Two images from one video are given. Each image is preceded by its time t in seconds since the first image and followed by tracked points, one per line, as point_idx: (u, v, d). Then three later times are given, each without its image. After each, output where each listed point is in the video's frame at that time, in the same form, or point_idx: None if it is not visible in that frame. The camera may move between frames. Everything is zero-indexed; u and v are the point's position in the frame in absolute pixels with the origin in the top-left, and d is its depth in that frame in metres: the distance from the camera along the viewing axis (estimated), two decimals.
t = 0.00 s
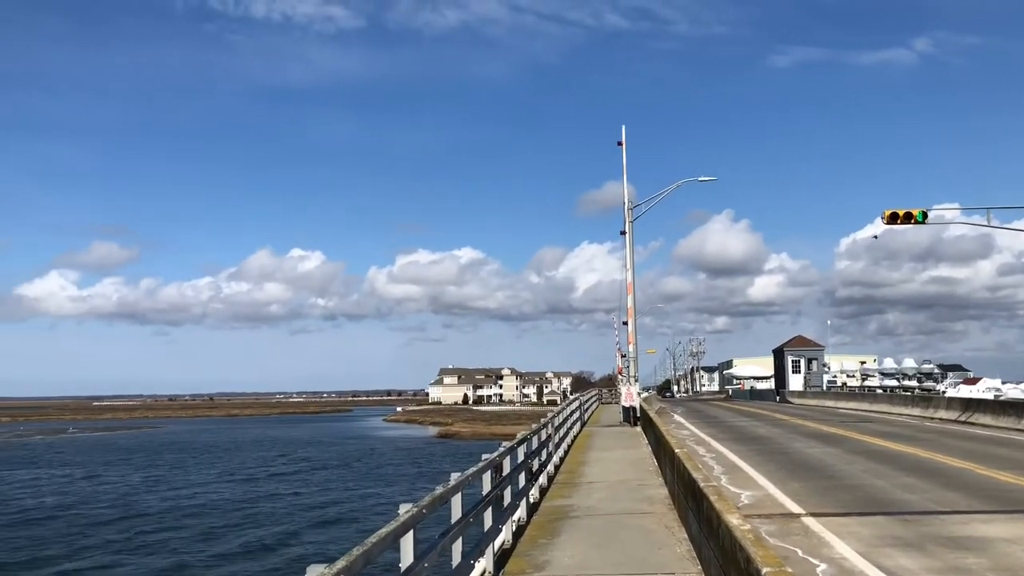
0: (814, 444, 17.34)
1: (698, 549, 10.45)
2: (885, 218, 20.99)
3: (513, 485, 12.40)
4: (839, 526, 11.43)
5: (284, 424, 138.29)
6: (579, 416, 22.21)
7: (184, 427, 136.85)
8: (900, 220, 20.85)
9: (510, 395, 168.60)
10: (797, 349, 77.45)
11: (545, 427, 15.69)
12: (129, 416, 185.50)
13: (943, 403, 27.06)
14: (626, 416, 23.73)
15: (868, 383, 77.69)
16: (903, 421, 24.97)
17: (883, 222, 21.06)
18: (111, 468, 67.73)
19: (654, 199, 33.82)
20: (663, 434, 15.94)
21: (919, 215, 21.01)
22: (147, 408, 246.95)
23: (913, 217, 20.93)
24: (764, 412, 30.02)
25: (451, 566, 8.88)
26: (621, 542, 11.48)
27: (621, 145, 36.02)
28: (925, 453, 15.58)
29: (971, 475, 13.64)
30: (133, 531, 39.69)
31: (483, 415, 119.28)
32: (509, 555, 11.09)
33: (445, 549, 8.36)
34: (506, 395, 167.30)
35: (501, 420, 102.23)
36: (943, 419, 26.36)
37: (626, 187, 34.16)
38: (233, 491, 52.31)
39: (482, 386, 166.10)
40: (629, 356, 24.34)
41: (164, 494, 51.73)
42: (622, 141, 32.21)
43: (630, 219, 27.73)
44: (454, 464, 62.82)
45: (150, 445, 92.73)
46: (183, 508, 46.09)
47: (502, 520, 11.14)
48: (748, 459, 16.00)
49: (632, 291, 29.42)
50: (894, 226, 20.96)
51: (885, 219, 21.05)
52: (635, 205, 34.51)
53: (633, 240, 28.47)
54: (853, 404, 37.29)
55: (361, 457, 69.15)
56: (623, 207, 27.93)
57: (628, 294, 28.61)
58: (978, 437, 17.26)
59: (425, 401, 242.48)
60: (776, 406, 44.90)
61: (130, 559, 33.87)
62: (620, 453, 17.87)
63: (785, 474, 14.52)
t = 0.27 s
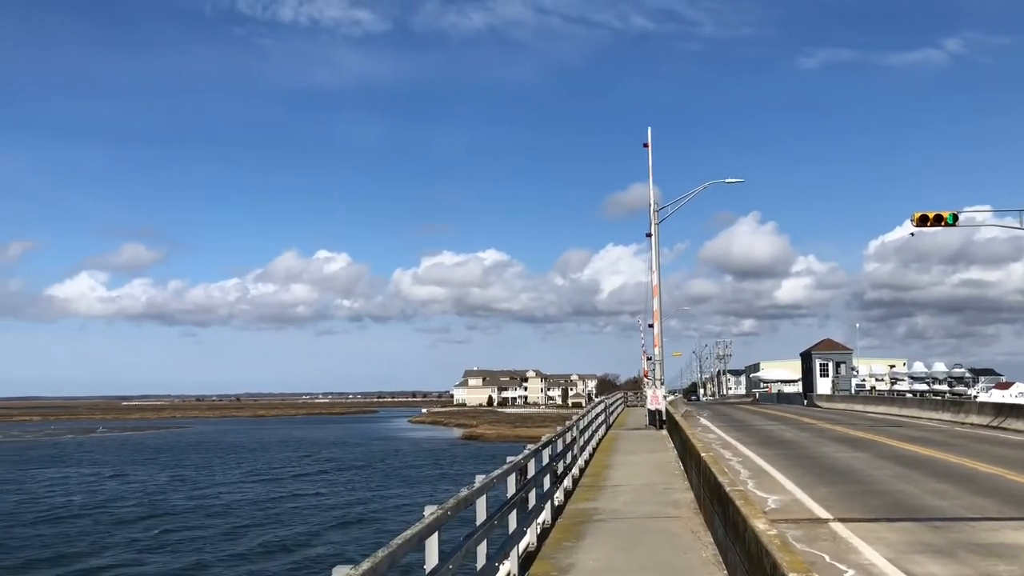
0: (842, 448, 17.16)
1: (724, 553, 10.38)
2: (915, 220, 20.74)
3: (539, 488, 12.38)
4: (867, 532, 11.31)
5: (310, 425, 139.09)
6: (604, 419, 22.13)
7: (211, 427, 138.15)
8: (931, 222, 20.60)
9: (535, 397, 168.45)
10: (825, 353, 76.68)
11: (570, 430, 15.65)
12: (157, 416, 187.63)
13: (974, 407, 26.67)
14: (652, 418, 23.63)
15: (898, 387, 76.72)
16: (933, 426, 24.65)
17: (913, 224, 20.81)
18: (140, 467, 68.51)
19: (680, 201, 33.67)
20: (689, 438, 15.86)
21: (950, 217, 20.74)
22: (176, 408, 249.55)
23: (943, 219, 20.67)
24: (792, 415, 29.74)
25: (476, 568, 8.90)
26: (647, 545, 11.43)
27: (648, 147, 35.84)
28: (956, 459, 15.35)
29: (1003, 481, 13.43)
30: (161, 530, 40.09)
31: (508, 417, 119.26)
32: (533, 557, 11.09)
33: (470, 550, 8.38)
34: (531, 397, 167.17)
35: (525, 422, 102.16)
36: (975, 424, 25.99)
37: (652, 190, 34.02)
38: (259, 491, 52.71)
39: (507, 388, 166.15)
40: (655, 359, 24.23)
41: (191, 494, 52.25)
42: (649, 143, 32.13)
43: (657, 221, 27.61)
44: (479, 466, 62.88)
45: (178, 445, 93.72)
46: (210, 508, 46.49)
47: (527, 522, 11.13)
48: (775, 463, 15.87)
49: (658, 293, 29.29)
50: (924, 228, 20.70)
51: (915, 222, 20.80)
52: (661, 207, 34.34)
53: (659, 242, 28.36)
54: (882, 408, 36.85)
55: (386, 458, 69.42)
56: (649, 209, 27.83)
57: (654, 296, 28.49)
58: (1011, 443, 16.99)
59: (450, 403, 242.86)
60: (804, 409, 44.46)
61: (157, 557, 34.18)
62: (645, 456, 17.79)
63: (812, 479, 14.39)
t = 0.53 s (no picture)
0: (869, 452, 17.01)
1: (750, 557, 10.34)
2: (944, 222, 20.50)
3: (563, 490, 12.40)
4: (895, 537, 11.21)
5: (336, 426, 139.80)
6: (629, 421, 22.09)
7: (238, 428, 139.28)
8: (960, 224, 20.36)
9: (560, 399, 168.22)
10: (853, 356, 75.93)
11: (594, 433, 15.65)
12: (186, 416, 189.62)
13: (1005, 412, 26.32)
14: (677, 421, 23.55)
15: (927, 390, 75.78)
16: (963, 430, 24.35)
17: (942, 226, 20.59)
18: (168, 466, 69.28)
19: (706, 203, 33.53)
20: (715, 441, 15.79)
21: (980, 218, 20.50)
22: (204, 408, 251.94)
23: (974, 221, 20.43)
24: (819, 418, 29.49)
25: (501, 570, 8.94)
26: (672, 549, 11.42)
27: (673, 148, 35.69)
28: (986, 464, 15.17)
29: None
30: (189, 528, 40.48)
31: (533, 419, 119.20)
32: (558, 560, 11.11)
33: (495, 552, 8.41)
34: (555, 399, 166.98)
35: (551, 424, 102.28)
36: (1005, 428, 25.64)
37: (678, 191, 33.91)
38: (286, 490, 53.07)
39: (532, 390, 166.14)
40: (680, 361, 24.15)
41: (219, 492, 52.71)
42: (675, 144, 32.04)
43: (682, 223, 27.52)
44: (504, 467, 62.95)
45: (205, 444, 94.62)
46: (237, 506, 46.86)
47: (552, 524, 11.15)
48: (802, 466, 15.78)
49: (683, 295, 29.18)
50: (954, 230, 20.47)
51: (944, 224, 20.57)
52: (687, 208, 34.22)
53: (684, 244, 28.26)
54: (911, 411, 36.44)
55: (410, 459, 69.69)
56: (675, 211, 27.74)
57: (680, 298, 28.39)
58: None
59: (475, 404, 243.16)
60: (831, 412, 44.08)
61: (184, 555, 34.49)
62: (671, 459, 17.74)
63: (839, 483, 14.28)
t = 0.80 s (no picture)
0: (905, 454, 16.76)
1: (782, 560, 10.22)
2: (982, 221, 20.14)
3: (594, 491, 12.34)
4: (932, 540, 11.02)
5: (367, 426, 140.70)
6: (660, 422, 21.96)
7: (270, 427, 140.62)
8: (999, 223, 19.99)
9: (590, 399, 167.84)
10: (888, 357, 74.95)
11: (625, 433, 15.58)
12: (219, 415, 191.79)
13: None
14: (709, 422, 23.37)
15: (964, 392, 74.56)
16: (1001, 432, 23.91)
17: (980, 225, 20.22)
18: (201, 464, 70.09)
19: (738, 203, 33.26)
20: (746, 442, 15.64)
21: (1020, 217, 20.10)
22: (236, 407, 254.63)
23: (1013, 219, 20.04)
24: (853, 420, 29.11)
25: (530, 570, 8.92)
26: (703, 551, 11.32)
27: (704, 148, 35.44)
28: None
29: None
30: (221, 525, 40.90)
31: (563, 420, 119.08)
32: (589, 560, 11.07)
33: (524, 552, 8.38)
34: (585, 399, 166.64)
35: (580, 424, 102.16)
36: None
37: (710, 191, 33.69)
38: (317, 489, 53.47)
39: (562, 390, 166.01)
40: (712, 362, 23.97)
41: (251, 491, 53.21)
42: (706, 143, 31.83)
43: (714, 223, 27.32)
44: (533, 467, 62.91)
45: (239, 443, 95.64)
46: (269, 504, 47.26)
47: (582, 525, 11.09)
48: (835, 469, 15.57)
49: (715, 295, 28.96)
50: (992, 229, 20.11)
51: (982, 223, 20.21)
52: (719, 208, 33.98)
53: (716, 244, 28.05)
54: (947, 413, 35.86)
55: (440, 459, 69.88)
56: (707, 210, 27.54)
57: (711, 299, 28.19)
58: None
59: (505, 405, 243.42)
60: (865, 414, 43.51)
61: (215, 552, 34.82)
62: (702, 460, 17.60)
63: (873, 486, 14.08)
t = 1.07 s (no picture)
0: (937, 456, 16.58)
1: (812, 562, 10.17)
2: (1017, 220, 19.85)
3: (621, 491, 12.35)
4: (964, 544, 10.91)
5: (395, 426, 141.26)
6: (688, 423, 21.88)
7: (299, 427, 141.59)
8: None
9: (618, 400, 167.34)
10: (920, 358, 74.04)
11: (653, 434, 15.56)
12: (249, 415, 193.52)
13: None
14: (737, 423, 23.25)
15: (998, 394, 73.43)
16: None
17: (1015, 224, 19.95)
18: (231, 463, 70.84)
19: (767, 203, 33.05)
20: (775, 444, 15.55)
21: None
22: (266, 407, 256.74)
23: None
24: (884, 421, 28.80)
25: (558, 570, 8.97)
26: (732, 552, 11.30)
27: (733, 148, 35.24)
28: None
29: None
30: (251, 523, 41.34)
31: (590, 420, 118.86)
32: (617, 561, 11.08)
33: (553, 552, 8.43)
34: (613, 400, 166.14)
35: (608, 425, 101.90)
36: None
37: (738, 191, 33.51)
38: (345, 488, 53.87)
39: (590, 391, 165.68)
40: (740, 363, 23.85)
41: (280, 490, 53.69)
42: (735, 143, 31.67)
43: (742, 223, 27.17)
44: (560, 468, 62.89)
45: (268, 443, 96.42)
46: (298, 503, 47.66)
47: (610, 526, 11.11)
48: (866, 470, 15.44)
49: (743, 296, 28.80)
50: None
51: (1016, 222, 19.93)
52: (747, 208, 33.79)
53: (745, 244, 27.90)
54: (981, 415, 35.36)
55: (468, 459, 70.05)
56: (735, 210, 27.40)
57: (740, 299, 28.04)
58: None
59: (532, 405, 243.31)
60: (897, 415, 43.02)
61: (246, 549, 35.20)
62: (731, 462, 17.52)
63: (905, 488, 13.96)
